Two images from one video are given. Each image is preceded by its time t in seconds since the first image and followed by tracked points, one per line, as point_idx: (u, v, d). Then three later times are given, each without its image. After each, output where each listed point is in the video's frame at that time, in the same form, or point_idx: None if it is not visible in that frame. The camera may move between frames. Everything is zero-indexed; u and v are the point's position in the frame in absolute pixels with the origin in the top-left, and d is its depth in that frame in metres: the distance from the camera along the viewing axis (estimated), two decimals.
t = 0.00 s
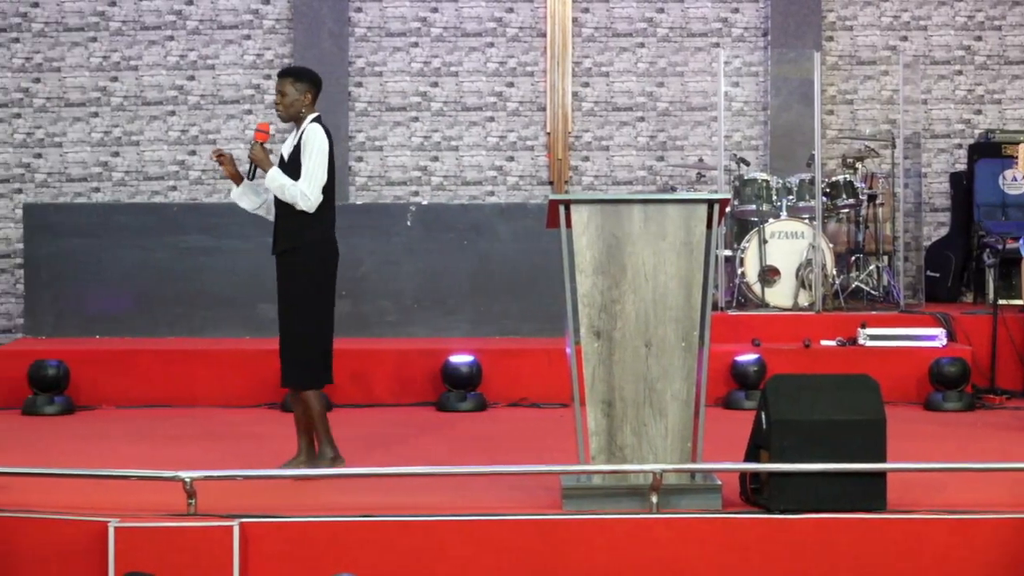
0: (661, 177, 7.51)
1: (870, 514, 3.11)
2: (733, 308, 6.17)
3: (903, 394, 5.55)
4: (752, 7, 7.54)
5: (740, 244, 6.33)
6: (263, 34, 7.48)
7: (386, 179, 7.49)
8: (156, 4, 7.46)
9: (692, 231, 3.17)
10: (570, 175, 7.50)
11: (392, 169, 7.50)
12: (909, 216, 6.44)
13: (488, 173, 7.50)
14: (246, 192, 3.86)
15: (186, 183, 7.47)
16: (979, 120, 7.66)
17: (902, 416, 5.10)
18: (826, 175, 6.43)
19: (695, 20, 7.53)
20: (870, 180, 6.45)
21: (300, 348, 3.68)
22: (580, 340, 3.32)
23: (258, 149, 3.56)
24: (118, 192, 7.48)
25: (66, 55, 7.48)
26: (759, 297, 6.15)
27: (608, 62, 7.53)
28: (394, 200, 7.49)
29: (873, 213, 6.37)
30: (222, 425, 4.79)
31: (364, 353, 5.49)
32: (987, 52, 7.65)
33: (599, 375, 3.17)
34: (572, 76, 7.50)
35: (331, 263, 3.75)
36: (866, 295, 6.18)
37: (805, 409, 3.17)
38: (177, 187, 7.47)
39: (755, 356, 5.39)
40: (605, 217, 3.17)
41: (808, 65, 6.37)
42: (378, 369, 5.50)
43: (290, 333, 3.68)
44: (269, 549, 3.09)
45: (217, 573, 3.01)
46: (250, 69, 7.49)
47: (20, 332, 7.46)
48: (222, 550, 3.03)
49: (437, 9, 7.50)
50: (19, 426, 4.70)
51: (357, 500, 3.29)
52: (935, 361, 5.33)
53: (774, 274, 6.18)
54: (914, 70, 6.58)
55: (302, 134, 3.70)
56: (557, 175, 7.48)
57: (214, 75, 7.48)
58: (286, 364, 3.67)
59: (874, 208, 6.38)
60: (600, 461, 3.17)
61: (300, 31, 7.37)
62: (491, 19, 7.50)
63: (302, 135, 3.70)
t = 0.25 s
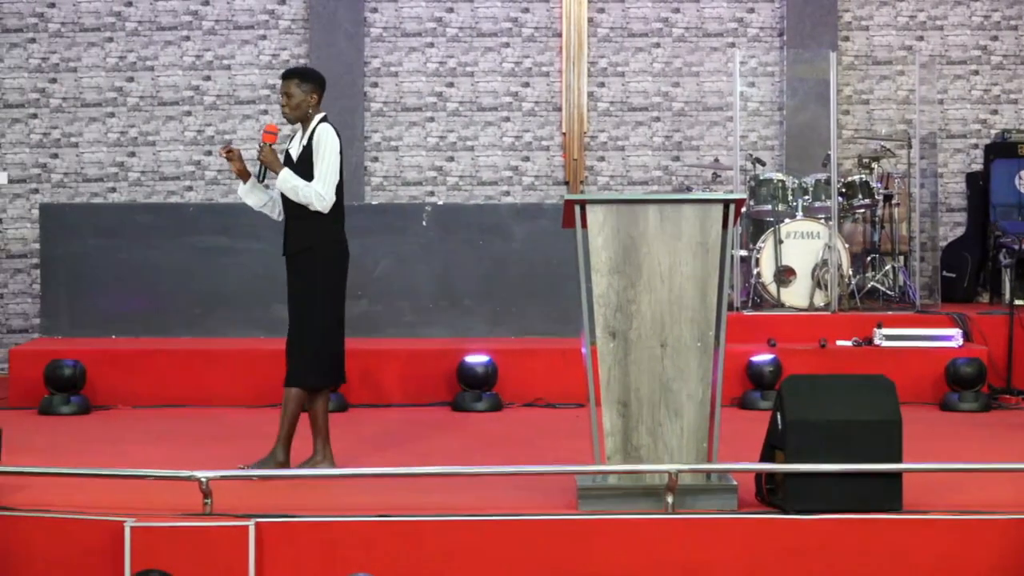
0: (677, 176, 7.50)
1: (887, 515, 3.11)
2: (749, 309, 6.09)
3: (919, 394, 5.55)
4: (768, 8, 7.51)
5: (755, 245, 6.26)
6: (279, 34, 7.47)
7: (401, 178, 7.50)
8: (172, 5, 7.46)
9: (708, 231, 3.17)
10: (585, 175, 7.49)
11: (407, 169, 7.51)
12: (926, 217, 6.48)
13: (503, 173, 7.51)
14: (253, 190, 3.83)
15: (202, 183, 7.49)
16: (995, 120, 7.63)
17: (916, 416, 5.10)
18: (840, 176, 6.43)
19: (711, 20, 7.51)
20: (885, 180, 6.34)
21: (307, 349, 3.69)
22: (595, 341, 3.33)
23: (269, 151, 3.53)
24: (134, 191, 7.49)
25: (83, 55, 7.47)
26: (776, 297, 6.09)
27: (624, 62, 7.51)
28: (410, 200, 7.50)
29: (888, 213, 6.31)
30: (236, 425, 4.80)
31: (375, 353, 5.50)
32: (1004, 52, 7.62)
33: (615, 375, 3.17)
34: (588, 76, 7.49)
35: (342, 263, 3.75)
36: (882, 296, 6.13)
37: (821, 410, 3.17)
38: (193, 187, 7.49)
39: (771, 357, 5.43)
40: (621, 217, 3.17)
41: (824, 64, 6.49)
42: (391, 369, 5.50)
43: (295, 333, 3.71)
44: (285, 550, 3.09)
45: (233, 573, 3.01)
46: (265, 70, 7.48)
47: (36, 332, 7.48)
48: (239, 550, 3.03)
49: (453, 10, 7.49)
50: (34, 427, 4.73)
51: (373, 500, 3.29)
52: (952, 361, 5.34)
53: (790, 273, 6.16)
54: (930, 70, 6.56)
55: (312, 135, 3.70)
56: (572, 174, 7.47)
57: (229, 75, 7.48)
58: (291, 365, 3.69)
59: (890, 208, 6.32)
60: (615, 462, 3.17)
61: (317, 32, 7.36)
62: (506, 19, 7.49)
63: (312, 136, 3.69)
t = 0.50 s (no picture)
0: (687, 177, 7.49)
1: (898, 515, 3.10)
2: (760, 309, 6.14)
3: (930, 394, 5.54)
4: (779, 8, 7.50)
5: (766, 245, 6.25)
6: (290, 34, 7.48)
7: (412, 178, 7.51)
8: (183, 5, 7.46)
9: (718, 232, 3.17)
10: (596, 175, 7.49)
11: (418, 169, 7.52)
12: (936, 217, 6.40)
13: (514, 173, 7.51)
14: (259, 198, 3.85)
15: (213, 183, 7.49)
16: (1006, 120, 7.60)
17: (927, 417, 5.10)
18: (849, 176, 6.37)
19: (721, 19, 7.50)
20: (896, 180, 6.37)
21: (310, 350, 3.69)
22: (605, 340, 3.33)
23: (274, 154, 3.52)
24: (145, 191, 7.50)
25: (94, 55, 7.48)
26: (787, 297, 6.10)
27: (635, 62, 7.51)
28: (420, 200, 7.50)
29: (898, 214, 6.31)
30: (245, 425, 4.81)
31: (382, 353, 5.50)
32: (1015, 52, 7.59)
33: (625, 375, 3.17)
34: (598, 76, 7.49)
35: (346, 265, 3.75)
36: (892, 296, 6.15)
37: (831, 410, 3.17)
38: (204, 187, 7.49)
39: (782, 357, 5.42)
40: (631, 217, 3.17)
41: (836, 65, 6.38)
42: (399, 368, 5.51)
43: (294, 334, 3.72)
44: (296, 550, 3.09)
45: (244, 573, 3.01)
46: (276, 70, 7.48)
47: (48, 331, 7.49)
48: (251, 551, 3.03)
49: (463, 10, 7.49)
50: (45, 427, 4.73)
51: (383, 501, 3.29)
52: (962, 362, 5.34)
53: (800, 274, 6.13)
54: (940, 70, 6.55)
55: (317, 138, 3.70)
56: (583, 174, 7.48)
57: (240, 75, 7.48)
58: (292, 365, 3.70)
59: (900, 208, 6.32)
60: (625, 462, 3.17)
61: (326, 31, 7.35)
62: (517, 19, 7.49)
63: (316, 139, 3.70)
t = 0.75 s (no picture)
0: (703, 177, 7.47)
1: (913, 516, 3.09)
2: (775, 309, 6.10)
3: (947, 395, 5.53)
4: (795, 7, 7.48)
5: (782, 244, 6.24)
6: (306, 34, 7.48)
7: (428, 178, 7.51)
8: (199, 5, 7.47)
9: (734, 232, 3.17)
10: (611, 175, 7.49)
11: (433, 169, 7.52)
12: (953, 217, 6.55)
13: (530, 173, 7.51)
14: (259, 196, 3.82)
15: (229, 183, 7.50)
16: None
17: (943, 417, 5.11)
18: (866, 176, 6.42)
19: (737, 19, 7.48)
20: (912, 180, 6.33)
21: (312, 351, 3.69)
22: (621, 340, 3.33)
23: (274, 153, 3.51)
24: (161, 192, 7.51)
25: (110, 56, 7.48)
26: (802, 297, 6.09)
27: (650, 62, 7.50)
28: (435, 200, 7.51)
29: (915, 213, 6.28)
30: (259, 425, 4.82)
31: (393, 353, 5.50)
32: None
33: (640, 375, 3.17)
34: (613, 76, 7.48)
35: (346, 266, 3.76)
36: (908, 296, 6.11)
37: (847, 410, 3.16)
38: (220, 187, 7.50)
39: (797, 358, 5.42)
40: (647, 217, 3.17)
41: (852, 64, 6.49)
42: (412, 368, 5.51)
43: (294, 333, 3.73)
44: (311, 550, 3.09)
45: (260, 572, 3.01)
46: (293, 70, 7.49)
47: (64, 332, 7.50)
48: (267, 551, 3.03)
49: (479, 10, 7.48)
50: (60, 426, 4.75)
51: (397, 500, 3.30)
52: (978, 362, 5.34)
53: (816, 274, 6.12)
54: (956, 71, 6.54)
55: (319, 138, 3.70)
56: (599, 174, 7.47)
57: (256, 75, 7.48)
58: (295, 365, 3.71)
59: (916, 208, 6.29)
60: (641, 462, 3.17)
61: (343, 32, 7.37)
62: (532, 19, 7.48)
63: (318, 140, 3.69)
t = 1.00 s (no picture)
0: (715, 177, 7.47)
1: (925, 516, 3.09)
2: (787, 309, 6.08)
3: (959, 395, 5.53)
4: (806, 7, 7.48)
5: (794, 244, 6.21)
6: (317, 34, 7.48)
7: (439, 179, 7.51)
8: (210, 5, 7.48)
9: (745, 232, 3.17)
10: (622, 175, 7.49)
11: (445, 169, 7.52)
12: (964, 217, 6.56)
13: (541, 173, 7.50)
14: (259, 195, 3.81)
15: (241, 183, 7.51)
16: None
17: (955, 417, 5.11)
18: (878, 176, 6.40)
19: (749, 19, 7.48)
20: (924, 180, 6.34)
21: (315, 351, 3.70)
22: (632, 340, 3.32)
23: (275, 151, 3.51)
24: (173, 192, 7.52)
25: (121, 56, 7.48)
26: (814, 297, 6.08)
27: (662, 62, 7.50)
28: (447, 200, 7.51)
29: (926, 213, 6.28)
30: (269, 425, 4.82)
31: (401, 352, 5.51)
32: None
33: (652, 375, 3.17)
34: (625, 75, 7.48)
35: (346, 267, 3.76)
36: (920, 296, 6.12)
37: (858, 410, 3.16)
38: (232, 188, 7.51)
39: (808, 358, 5.41)
40: (658, 217, 3.17)
41: (863, 64, 6.50)
42: (420, 368, 5.51)
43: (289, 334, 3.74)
44: (322, 550, 3.09)
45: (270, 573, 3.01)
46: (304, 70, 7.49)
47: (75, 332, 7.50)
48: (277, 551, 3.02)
49: (490, 10, 7.48)
50: (71, 426, 4.76)
51: (407, 500, 3.30)
52: (990, 362, 5.33)
53: (828, 274, 6.12)
54: (968, 71, 6.54)
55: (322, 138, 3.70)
56: (610, 174, 7.47)
57: (268, 75, 7.49)
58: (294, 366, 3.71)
59: (928, 208, 6.29)
60: (652, 462, 3.17)
61: (354, 32, 7.37)
62: (544, 19, 7.48)
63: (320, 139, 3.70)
